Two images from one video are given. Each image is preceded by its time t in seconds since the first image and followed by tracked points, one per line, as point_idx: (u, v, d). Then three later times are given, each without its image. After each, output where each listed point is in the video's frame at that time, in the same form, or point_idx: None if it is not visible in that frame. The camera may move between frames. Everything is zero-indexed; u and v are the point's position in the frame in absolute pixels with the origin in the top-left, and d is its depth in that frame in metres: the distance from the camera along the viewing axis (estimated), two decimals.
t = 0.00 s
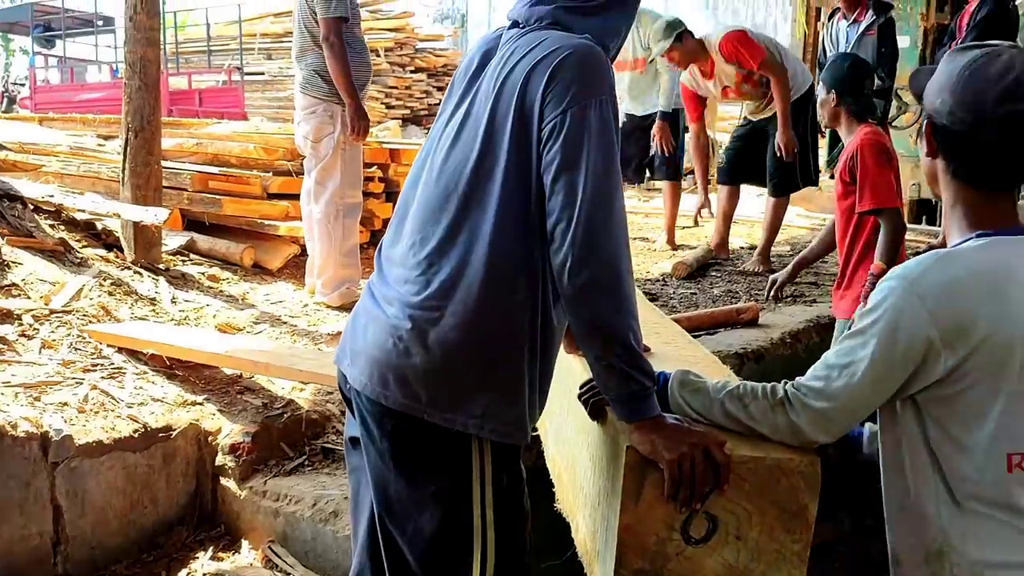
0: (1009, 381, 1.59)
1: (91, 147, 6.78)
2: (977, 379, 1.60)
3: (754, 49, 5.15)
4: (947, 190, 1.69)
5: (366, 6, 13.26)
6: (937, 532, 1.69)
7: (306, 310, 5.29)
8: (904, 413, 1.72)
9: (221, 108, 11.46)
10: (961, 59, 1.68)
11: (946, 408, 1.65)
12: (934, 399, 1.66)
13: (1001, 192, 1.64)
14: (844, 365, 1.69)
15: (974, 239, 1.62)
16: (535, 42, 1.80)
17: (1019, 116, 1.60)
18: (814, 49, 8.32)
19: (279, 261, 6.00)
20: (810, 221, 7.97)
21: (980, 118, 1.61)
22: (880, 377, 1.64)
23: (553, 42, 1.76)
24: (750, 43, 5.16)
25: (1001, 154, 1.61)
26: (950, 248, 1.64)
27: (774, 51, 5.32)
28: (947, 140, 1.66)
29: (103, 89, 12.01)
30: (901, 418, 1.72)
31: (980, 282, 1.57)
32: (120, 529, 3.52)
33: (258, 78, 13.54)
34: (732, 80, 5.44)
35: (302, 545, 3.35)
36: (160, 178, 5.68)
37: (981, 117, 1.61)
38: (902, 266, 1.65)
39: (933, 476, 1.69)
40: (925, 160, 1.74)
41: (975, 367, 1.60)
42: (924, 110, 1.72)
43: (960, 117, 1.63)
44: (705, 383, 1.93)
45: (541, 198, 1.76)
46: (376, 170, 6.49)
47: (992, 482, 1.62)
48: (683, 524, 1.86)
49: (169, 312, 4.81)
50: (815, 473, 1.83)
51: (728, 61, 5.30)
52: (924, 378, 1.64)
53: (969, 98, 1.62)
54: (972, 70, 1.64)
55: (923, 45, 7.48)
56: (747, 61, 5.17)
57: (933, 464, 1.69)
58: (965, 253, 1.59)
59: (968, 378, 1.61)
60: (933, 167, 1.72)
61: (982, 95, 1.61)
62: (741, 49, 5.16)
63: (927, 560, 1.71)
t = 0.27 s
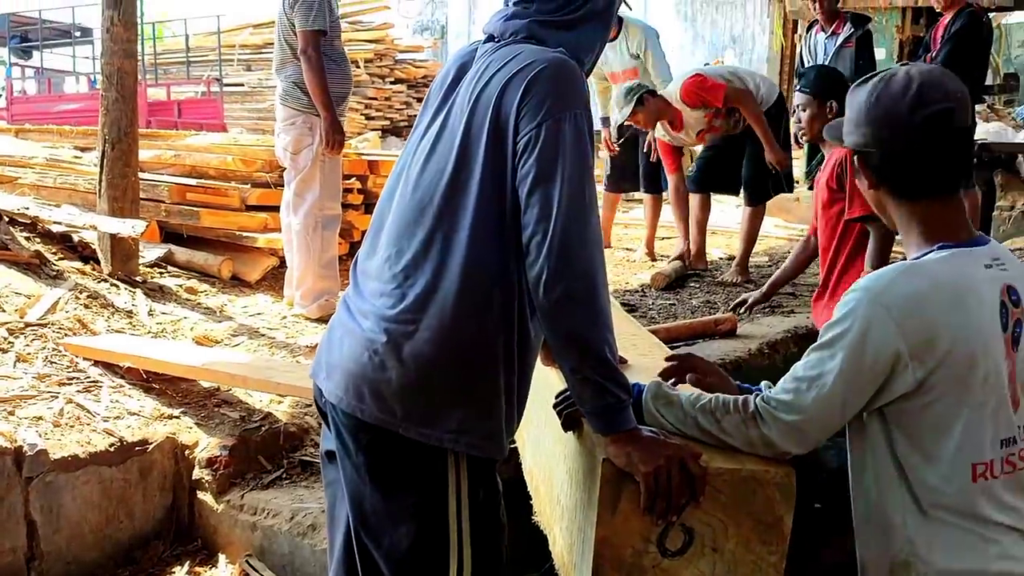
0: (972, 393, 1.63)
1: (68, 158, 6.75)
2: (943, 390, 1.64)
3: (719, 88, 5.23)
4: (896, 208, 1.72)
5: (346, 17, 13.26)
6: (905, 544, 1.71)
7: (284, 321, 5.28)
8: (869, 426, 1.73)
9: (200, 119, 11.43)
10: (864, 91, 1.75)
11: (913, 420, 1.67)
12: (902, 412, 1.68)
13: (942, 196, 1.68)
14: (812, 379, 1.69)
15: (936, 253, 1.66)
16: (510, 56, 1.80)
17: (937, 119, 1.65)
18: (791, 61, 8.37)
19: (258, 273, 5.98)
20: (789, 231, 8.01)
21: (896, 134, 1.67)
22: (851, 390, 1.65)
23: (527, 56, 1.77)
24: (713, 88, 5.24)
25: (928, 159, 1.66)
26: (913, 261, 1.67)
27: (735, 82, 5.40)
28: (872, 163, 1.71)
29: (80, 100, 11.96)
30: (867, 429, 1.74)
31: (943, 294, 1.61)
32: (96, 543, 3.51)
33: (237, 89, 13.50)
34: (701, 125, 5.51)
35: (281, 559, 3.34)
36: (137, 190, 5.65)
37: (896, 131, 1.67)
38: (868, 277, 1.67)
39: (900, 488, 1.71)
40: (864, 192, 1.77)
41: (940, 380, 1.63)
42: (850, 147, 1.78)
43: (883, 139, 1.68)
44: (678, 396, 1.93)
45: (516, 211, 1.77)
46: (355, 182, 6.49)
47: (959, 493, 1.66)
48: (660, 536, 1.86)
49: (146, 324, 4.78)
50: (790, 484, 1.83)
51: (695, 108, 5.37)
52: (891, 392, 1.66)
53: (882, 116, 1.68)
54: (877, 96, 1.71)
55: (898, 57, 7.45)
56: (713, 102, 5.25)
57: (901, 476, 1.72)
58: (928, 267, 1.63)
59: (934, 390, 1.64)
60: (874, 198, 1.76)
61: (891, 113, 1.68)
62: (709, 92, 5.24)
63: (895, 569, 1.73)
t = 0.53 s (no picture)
0: (942, 396, 1.64)
1: (54, 166, 6.73)
2: (914, 392, 1.64)
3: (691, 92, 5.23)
4: (865, 225, 1.74)
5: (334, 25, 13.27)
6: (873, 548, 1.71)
7: (271, 329, 5.26)
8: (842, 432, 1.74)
9: (187, 126, 11.42)
10: (857, 96, 1.71)
11: (885, 424, 1.68)
12: (871, 414, 1.68)
13: (912, 214, 1.71)
14: (788, 382, 1.70)
15: (906, 256, 1.68)
16: (494, 65, 1.80)
17: (928, 136, 1.67)
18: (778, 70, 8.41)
19: (245, 280, 5.97)
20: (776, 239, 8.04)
21: (890, 143, 1.66)
22: (826, 393, 1.65)
23: (511, 65, 1.77)
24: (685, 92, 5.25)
25: (913, 174, 1.68)
26: (883, 264, 1.68)
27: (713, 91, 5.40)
28: (859, 170, 1.70)
29: (66, 107, 11.93)
30: (841, 436, 1.75)
31: (914, 295, 1.62)
32: (81, 553, 3.48)
33: (225, 96, 13.50)
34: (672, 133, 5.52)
35: (265, 568, 3.33)
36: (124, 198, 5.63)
37: (893, 141, 1.66)
38: (841, 275, 1.68)
39: (869, 492, 1.72)
40: (845, 198, 1.74)
41: (909, 381, 1.64)
42: (818, 148, 1.76)
43: (890, 147, 1.66)
44: (659, 405, 1.93)
45: (500, 220, 1.77)
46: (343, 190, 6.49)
47: (926, 496, 1.66)
48: (644, 545, 1.86)
49: (131, 333, 4.77)
50: (774, 492, 1.83)
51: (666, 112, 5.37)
52: (862, 393, 1.67)
53: (879, 124, 1.67)
54: (880, 102, 1.68)
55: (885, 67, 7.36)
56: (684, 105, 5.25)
57: (870, 479, 1.72)
58: (896, 268, 1.64)
59: (905, 392, 1.65)
60: (840, 206, 1.75)
61: (888, 121, 1.66)
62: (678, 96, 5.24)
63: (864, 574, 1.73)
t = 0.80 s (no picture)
0: (934, 405, 1.65)
1: (43, 172, 6.71)
2: (905, 401, 1.65)
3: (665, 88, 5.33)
4: (866, 230, 1.74)
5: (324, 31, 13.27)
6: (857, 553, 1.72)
7: (260, 336, 5.26)
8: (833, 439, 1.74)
9: (177, 132, 11.40)
10: (861, 100, 1.72)
11: (876, 432, 1.68)
12: (863, 422, 1.69)
13: (916, 220, 1.71)
14: (780, 391, 1.70)
15: (903, 264, 1.68)
16: (481, 72, 1.81)
17: (932, 139, 1.67)
18: (768, 76, 8.43)
19: (234, 286, 5.96)
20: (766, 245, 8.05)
21: (892, 146, 1.66)
22: (817, 401, 1.66)
23: (497, 73, 1.78)
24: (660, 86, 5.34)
25: (915, 179, 1.68)
26: (879, 273, 1.69)
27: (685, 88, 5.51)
28: (860, 173, 1.70)
29: (56, 113, 11.90)
30: (831, 444, 1.75)
31: (908, 305, 1.62)
32: (67, 560, 3.47)
33: (215, 102, 13.48)
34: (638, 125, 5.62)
35: None
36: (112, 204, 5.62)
37: (897, 144, 1.66)
38: (835, 288, 1.68)
39: (857, 499, 1.72)
40: (848, 203, 1.74)
41: (905, 391, 1.64)
42: (820, 152, 1.76)
43: (894, 148, 1.67)
44: (646, 412, 1.94)
45: (487, 227, 1.77)
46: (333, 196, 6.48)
47: (913, 503, 1.67)
48: (630, 552, 1.86)
49: (120, 339, 4.76)
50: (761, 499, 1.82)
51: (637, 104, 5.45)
52: (854, 403, 1.67)
53: (883, 127, 1.67)
54: (884, 106, 1.69)
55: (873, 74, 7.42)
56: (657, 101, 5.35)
57: (858, 486, 1.72)
58: (895, 278, 1.65)
59: (897, 400, 1.65)
60: (842, 208, 1.75)
61: (888, 124, 1.67)
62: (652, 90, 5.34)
63: None
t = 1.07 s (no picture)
0: (927, 413, 1.65)
1: (33, 177, 6.69)
2: (897, 409, 1.65)
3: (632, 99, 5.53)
4: (863, 234, 1.74)
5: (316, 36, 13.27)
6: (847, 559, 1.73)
7: (251, 341, 5.25)
8: (824, 444, 1.75)
9: (168, 137, 11.38)
10: (858, 106, 1.73)
11: (868, 439, 1.69)
12: (857, 429, 1.69)
13: (914, 225, 1.71)
14: (772, 398, 1.70)
15: (897, 272, 1.69)
16: (469, 78, 1.81)
17: (928, 142, 1.67)
18: (758, 83, 8.46)
19: (225, 292, 5.94)
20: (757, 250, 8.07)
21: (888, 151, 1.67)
22: (808, 408, 1.66)
23: (484, 79, 1.78)
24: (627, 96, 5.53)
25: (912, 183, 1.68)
26: (874, 280, 1.69)
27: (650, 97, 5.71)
28: (856, 176, 1.71)
29: (46, 118, 11.88)
30: (824, 451, 1.76)
31: (901, 311, 1.63)
32: (55, 567, 3.46)
33: (206, 107, 13.47)
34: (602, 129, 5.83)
35: None
36: (102, 210, 5.61)
37: (892, 147, 1.67)
38: (828, 297, 1.68)
39: (848, 506, 1.73)
40: (847, 209, 1.74)
41: (898, 399, 1.65)
42: (821, 159, 1.77)
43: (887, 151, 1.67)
44: (636, 417, 1.94)
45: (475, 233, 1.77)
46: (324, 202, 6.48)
47: (904, 511, 1.67)
48: (619, 558, 1.85)
49: (110, 345, 4.74)
50: (749, 505, 1.83)
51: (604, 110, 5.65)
52: (846, 410, 1.67)
53: (879, 130, 1.68)
54: (879, 111, 1.70)
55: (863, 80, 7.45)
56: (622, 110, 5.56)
57: (850, 493, 1.73)
58: (890, 286, 1.65)
59: (889, 408, 1.66)
60: (844, 212, 1.75)
61: (884, 129, 1.68)
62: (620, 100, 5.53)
63: None
